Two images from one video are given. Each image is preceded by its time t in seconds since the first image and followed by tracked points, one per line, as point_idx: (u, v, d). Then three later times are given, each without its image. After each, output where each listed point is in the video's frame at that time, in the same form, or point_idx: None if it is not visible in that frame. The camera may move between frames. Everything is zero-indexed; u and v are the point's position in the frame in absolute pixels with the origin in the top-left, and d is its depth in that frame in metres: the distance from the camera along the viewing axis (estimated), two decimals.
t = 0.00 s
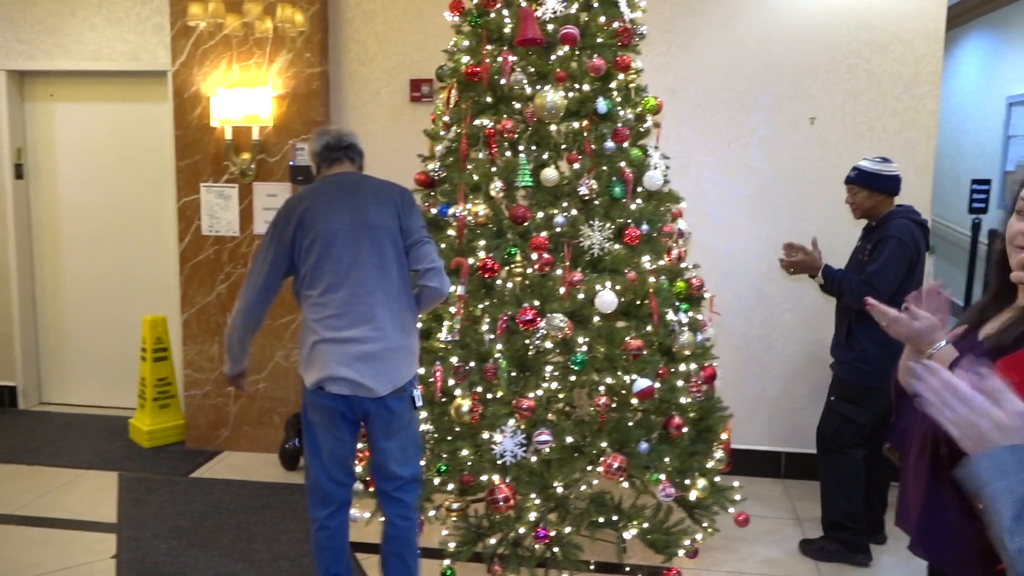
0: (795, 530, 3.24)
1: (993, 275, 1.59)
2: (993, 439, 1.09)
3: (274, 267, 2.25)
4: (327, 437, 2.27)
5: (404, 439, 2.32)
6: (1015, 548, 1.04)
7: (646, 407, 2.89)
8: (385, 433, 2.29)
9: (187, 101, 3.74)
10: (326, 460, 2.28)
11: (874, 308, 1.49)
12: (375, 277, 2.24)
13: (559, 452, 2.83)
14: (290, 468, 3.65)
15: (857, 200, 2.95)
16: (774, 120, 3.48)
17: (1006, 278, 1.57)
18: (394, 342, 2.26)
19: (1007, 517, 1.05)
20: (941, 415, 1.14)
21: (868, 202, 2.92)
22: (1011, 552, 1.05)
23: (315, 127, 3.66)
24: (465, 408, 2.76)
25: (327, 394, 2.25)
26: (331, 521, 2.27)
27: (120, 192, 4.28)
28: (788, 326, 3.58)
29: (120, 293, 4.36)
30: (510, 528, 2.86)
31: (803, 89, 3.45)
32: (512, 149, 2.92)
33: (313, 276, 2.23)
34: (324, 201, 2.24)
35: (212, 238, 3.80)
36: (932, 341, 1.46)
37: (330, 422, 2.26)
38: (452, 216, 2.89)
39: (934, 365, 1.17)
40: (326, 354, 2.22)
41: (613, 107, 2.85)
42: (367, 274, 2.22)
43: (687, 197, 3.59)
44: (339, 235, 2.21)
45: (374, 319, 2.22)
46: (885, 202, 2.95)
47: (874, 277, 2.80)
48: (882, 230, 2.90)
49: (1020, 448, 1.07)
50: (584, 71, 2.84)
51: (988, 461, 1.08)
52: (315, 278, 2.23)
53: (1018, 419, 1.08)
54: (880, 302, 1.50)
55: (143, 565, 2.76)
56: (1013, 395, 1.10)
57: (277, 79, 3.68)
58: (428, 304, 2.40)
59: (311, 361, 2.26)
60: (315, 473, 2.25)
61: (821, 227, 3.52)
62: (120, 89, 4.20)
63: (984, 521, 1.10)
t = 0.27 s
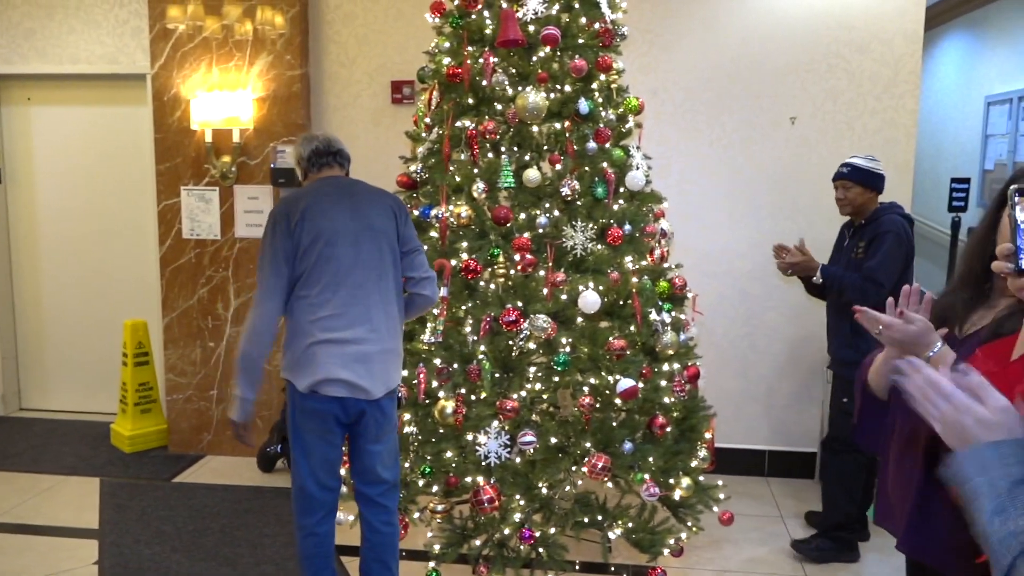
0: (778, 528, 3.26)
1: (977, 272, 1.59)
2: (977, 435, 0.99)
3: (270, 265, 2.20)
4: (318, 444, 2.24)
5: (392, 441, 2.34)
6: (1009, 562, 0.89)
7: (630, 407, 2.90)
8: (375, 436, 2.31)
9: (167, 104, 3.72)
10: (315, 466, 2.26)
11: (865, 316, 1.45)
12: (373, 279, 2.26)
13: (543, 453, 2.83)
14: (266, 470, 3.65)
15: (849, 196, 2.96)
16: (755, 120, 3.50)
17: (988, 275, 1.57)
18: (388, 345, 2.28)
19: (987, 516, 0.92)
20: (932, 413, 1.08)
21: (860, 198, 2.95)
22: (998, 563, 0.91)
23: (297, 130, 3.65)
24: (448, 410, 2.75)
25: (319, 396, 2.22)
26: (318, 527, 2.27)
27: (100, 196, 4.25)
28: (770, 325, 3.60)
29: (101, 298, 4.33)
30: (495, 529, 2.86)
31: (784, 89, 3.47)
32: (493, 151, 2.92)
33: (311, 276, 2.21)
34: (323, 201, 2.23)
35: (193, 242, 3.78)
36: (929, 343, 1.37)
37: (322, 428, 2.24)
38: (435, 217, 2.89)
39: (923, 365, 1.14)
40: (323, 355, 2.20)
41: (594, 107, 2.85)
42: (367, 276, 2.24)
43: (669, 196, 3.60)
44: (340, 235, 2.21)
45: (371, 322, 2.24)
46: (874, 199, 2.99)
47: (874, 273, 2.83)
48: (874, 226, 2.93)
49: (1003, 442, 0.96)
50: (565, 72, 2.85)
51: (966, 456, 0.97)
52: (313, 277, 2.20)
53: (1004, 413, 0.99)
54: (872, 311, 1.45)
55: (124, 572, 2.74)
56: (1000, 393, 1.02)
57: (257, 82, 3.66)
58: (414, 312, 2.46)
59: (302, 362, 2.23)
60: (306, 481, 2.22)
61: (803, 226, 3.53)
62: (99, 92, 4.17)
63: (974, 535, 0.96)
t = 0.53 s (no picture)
0: (765, 524, 3.27)
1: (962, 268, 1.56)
2: (965, 430, 0.98)
3: (280, 257, 2.11)
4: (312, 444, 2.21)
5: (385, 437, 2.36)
6: (994, 553, 0.90)
7: (617, 404, 2.92)
8: (371, 434, 2.32)
9: (150, 104, 3.70)
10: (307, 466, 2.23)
11: (868, 322, 1.38)
12: (374, 280, 2.26)
13: (531, 451, 2.82)
14: (252, 471, 3.64)
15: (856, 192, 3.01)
16: (740, 117, 3.51)
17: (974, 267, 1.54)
18: (384, 345, 2.30)
19: (974, 508, 0.92)
20: (917, 407, 1.06)
21: (867, 194, 3.02)
22: (983, 556, 0.91)
23: (282, 129, 3.64)
24: (436, 409, 2.75)
25: (323, 396, 2.19)
26: (305, 527, 2.25)
27: (84, 197, 4.23)
28: (756, 322, 3.61)
29: (85, 299, 4.31)
30: (483, 528, 2.86)
31: (768, 86, 3.48)
32: (479, 149, 2.91)
33: (318, 272, 2.16)
34: (328, 197, 2.20)
35: (178, 242, 3.77)
36: (934, 350, 1.36)
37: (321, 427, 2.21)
38: (421, 216, 2.88)
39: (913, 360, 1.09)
40: (330, 353, 2.16)
41: (580, 105, 2.85)
42: (369, 276, 2.24)
43: (654, 194, 3.60)
44: (346, 233, 2.19)
45: (372, 322, 2.25)
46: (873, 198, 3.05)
47: (879, 269, 2.88)
48: (874, 223, 2.98)
49: (992, 437, 0.95)
50: (550, 70, 2.85)
51: (956, 450, 0.97)
52: (320, 275, 2.16)
53: (993, 409, 0.97)
54: (876, 317, 1.38)
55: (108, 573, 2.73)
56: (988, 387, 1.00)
57: (241, 81, 3.65)
58: (401, 319, 2.48)
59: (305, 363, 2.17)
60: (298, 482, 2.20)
61: (788, 223, 3.54)
62: (82, 92, 4.14)
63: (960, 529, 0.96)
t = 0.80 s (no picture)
0: (749, 520, 3.29)
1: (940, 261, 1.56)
2: (947, 425, 0.94)
3: (249, 262, 2.09)
4: (279, 444, 2.21)
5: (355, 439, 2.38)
6: (978, 544, 0.89)
7: (601, 402, 2.92)
8: (342, 434, 2.32)
9: (131, 103, 3.68)
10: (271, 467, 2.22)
11: (856, 324, 1.35)
12: (345, 280, 2.25)
13: (515, 449, 2.81)
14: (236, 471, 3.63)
15: (856, 189, 3.03)
16: (723, 114, 3.51)
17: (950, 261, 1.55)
18: (356, 346, 2.30)
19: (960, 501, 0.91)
20: (900, 402, 1.00)
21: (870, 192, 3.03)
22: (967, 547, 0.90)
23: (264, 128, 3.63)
24: (420, 407, 2.74)
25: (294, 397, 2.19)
26: (261, 530, 2.22)
27: (65, 197, 4.21)
28: (739, 319, 3.62)
29: (67, 299, 4.29)
30: (468, 526, 2.86)
31: (751, 83, 3.48)
32: (462, 147, 2.91)
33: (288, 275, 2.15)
34: (296, 199, 2.18)
35: (160, 242, 3.75)
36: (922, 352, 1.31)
37: (286, 426, 2.21)
38: (404, 214, 2.87)
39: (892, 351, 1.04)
40: (303, 357, 2.16)
41: (563, 103, 2.83)
42: (340, 277, 2.24)
43: (637, 191, 3.61)
44: (316, 236, 2.18)
45: (345, 324, 2.24)
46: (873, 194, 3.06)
47: (876, 268, 2.89)
48: (876, 221, 2.98)
49: (979, 429, 0.92)
50: (533, 67, 2.84)
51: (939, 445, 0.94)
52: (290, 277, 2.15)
53: (975, 401, 0.94)
54: (865, 318, 1.35)
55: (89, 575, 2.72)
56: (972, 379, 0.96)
57: (223, 80, 3.64)
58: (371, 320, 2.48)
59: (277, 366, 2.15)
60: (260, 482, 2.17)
61: (770, 220, 3.55)
62: (61, 91, 4.11)
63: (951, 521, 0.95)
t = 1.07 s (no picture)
0: (727, 516, 3.31)
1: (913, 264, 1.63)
2: (919, 421, 0.97)
3: (176, 273, 2.08)
4: (220, 449, 2.20)
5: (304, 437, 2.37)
6: (951, 542, 0.91)
7: (580, 400, 2.90)
8: (288, 434, 2.31)
9: (105, 101, 3.63)
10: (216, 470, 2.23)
11: (813, 327, 1.36)
12: (281, 283, 2.25)
13: (495, 449, 2.81)
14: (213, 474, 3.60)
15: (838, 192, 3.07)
16: (699, 114, 3.54)
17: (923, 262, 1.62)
18: (295, 349, 2.30)
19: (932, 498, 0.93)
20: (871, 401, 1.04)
21: (848, 193, 3.06)
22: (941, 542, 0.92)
23: (241, 127, 3.61)
24: (399, 408, 2.73)
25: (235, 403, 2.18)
26: (216, 534, 2.24)
27: (37, 197, 4.14)
28: (717, 317, 3.64)
29: (40, 301, 4.23)
30: (447, 527, 2.84)
31: (728, 83, 3.51)
32: (440, 147, 2.90)
33: (222, 283, 2.13)
34: (229, 206, 2.15)
35: (134, 242, 3.71)
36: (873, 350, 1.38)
37: (225, 430, 2.19)
38: (383, 214, 2.87)
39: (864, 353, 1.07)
40: (241, 364, 2.15)
41: (541, 103, 2.84)
42: (277, 281, 2.23)
43: (615, 190, 3.62)
44: (252, 242, 2.16)
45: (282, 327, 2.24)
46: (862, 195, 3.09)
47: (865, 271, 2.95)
48: (867, 222, 3.02)
49: (946, 425, 0.95)
50: (511, 67, 2.83)
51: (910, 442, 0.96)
52: (223, 283, 2.13)
53: (943, 399, 0.97)
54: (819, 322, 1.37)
55: None
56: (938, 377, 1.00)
57: (198, 78, 3.60)
58: (321, 319, 2.50)
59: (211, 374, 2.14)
60: (207, 488, 2.18)
61: (747, 218, 3.58)
62: (32, 89, 4.05)
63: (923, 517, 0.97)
